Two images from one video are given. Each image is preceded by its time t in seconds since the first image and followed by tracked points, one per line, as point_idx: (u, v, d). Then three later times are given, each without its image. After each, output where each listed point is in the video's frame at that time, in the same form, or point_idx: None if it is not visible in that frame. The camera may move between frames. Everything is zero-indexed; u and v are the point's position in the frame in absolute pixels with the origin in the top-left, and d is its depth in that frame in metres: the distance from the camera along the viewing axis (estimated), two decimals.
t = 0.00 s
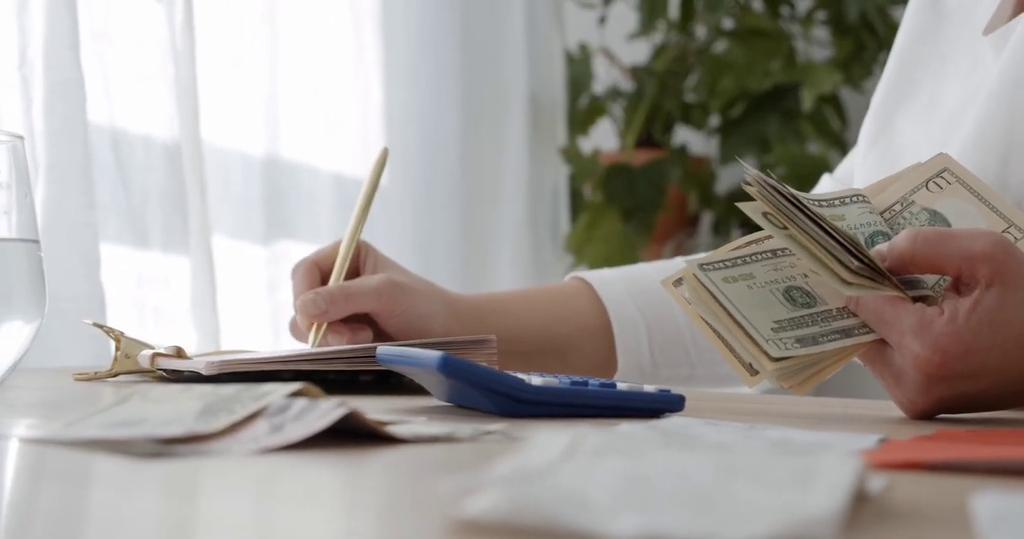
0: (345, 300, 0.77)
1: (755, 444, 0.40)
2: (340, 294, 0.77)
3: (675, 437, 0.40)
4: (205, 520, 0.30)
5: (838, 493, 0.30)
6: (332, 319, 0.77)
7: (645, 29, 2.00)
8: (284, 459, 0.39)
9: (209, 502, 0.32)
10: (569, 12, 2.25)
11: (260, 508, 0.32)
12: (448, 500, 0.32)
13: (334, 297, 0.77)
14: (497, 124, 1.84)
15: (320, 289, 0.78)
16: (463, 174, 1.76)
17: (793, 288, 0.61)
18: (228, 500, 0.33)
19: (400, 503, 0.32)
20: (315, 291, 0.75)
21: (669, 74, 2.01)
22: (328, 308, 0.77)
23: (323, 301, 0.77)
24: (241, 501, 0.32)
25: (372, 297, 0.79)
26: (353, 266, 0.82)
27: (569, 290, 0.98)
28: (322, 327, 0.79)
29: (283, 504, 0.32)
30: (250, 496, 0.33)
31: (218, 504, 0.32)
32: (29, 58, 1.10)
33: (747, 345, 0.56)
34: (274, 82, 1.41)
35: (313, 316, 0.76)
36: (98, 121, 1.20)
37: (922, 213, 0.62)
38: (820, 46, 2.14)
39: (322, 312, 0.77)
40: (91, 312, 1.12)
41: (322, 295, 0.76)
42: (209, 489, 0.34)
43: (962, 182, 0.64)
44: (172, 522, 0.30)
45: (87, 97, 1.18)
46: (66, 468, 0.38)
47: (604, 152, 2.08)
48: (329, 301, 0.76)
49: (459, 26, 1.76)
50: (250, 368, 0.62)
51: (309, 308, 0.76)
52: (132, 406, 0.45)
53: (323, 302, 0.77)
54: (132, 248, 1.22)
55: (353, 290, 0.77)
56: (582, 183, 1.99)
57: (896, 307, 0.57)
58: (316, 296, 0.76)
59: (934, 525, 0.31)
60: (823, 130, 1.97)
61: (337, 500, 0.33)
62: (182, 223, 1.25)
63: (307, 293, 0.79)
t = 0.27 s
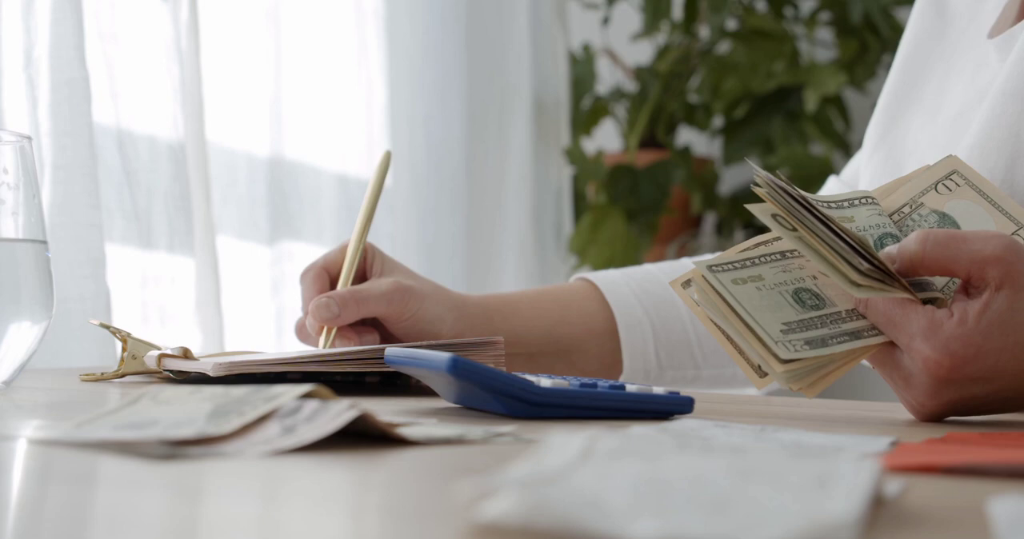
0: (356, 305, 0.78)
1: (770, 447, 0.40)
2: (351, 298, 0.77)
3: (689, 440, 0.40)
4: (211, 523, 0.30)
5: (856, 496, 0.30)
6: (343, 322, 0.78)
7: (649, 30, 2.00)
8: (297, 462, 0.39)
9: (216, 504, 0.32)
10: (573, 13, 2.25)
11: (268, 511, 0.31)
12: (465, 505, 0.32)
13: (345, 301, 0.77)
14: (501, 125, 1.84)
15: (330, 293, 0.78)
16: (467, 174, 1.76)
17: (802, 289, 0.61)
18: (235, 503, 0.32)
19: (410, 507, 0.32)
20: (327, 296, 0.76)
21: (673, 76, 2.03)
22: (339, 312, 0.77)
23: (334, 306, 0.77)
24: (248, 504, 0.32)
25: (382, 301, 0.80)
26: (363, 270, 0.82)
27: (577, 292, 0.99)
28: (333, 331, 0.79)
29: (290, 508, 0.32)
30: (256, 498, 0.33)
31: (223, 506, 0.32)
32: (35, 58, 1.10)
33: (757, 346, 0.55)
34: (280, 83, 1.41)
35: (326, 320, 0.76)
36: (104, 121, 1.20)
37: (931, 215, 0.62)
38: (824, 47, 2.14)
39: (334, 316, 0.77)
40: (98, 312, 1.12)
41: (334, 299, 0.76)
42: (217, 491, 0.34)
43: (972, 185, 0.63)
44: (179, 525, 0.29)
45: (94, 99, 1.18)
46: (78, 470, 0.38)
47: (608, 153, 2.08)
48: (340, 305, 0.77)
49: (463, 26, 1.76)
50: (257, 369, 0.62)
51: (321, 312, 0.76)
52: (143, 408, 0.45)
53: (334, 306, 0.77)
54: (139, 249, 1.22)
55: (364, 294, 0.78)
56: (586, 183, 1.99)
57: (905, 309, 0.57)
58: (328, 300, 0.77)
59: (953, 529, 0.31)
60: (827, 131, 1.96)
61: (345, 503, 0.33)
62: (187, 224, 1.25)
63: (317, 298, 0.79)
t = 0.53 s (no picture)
0: (364, 303, 0.78)
1: (786, 445, 0.40)
2: (359, 297, 0.78)
3: (706, 438, 0.39)
4: (222, 525, 0.29)
5: (878, 493, 0.30)
6: (351, 321, 0.78)
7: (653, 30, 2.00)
8: (312, 461, 0.39)
9: (225, 506, 0.32)
10: (577, 13, 2.25)
11: (279, 512, 0.31)
12: (484, 505, 0.32)
13: (353, 299, 0.77)
14: (505, 125, 1.84)
15: (338, 292, 0.79)
16: (471, 174, 1.76)
17: (814, 288, 0.60)
18: (247, 504, 0.32)
19: (424, 508, 0.32)
20: (336, 295, 0.76)
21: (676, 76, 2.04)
22: (347, 311, 0.77)
23: (342, 305, 0.77)
24: (259, 505, 0.32)
25: (390, 300, 0.80)
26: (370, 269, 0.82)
27: (584, 290, 0.98)
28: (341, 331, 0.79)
29: (302, 509, 0.32)
30: (265, 499, 0.33)
31: (233, 508, 0.32)
32: (43, 57, 1.10)
33: (768, 345, 0.55)
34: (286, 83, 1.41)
35: (334, 320, 0.77)
36: (111, 121, 1.20)
37: (942, 214, 0.62)
38: (828, 47, 2.14)
39: (342, 315, 0.77)
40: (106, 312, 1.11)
41: (342, 298, 0.76)
42: (225, 492, 0.34)
43: (983, 183, 0.63)
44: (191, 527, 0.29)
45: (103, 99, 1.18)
46: (93, 470, 0.37)
47: (612, 153, 2.08)
48: (348, 304, 0.77)
49: (466, 26, 1.76)
50: (267, 369, 0.62)
51: (330, 310, 0.76)
52: (156, 407, 0.45)
53: (342, 305, 0.77)
54: (147, 249, 1.22)
55: (372, 294, 0.78)
56: (589, 183, 1.99)
57: (916, 307, 0.57)
58: (336, 300, 0.77)
59: (974, 526, 0.31)
60: (830, 130, 1.97)
61: (357, 504, 0.32)
62: (194, 224, 1.26)
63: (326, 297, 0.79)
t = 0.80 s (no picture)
0: (369, 305, 0.78)
1: (800, 442, 0.40)
2: (365, 299, 0.78)
3: (720, 435, 0.39)
4: (229, 524, 0.29)
5: (895, 489, 0.30)
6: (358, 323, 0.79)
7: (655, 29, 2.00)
8: (326, 458, 0.39)
9: (228, 505, 0.31)
10: (579, 12, 2.25)
11: (283, 511, 0.31)
12: (504, 503, 0.32)
13: (359, 302, 0.78)
14: (508, 124, 1.84)
15: (345, 293, 0.79)
16: (474, 173, 1.76)
17: (822, 285, 0.60)
18: (251, 503, 0.32)
19: (433, 507, 0.31)
20: (342, 297, 0.76)
21: (678, 75, 2.03)
22: (353, 313, 0.78)
23: (348, 307, 0.78)
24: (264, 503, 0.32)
25: (396, 301, 0.80)
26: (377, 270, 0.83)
27: (591, 287, 0.98)
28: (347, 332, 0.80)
29: (307, 507, 0.31)
30: (269, 498, 0.32)
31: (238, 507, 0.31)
32: (50, 56, 1.10)
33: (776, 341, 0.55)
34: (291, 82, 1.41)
35: (341, 321, 0.77)
36: (119, 121, 1.20)
37: (950, 211, 0.62)
38: (830, 46, 2.14)
39: (347, 317, 0.78)
40: (114, 311, 1.11)
41: (348, 300, 0.76)
42: (228, 491, 0.33)
43: (992, 180, 0.63)
44: (196, 527, 0.29)
45: (110, 99, 1.18)
46: (109, 467, 0.37)
47: (614, 152, 2.08)
48: (354, 306, 0.77)
49: (469, 25, 1.76)
50: (276, 367, 0.62)
51: (336, 313, 0.77)
52: (168, 405, 0.45)
53: (348, 307, 0.78)
54: (154, 249, 1.22)
55: (378, 295, 0.79)
56: (592, 183, 1.99)
57: (925, 304, 0.57)
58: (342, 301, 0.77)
59: (991, 521, 0.31)
60: (832, 129, 1.96)
61: (362, 502, 0.32)
62: (201, 223, 1.25)
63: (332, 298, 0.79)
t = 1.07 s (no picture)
0: (377, 305, 0.78)
1: (814, 441, 0.40)
2: (372, 299, 0.78)
3: (734, 434, 0.39)
4: (231, 526, 0.29)
5: (914, 488, 0.30)
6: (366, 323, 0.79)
7: (658, 29, 2.00)
8: (340, 457, 0.39)
9: (229, 506, 0.31)
10: (582, 12, 2.25)
11: (284, 512, 0.30)
12: (520, 502, 0.32)
13: (366, 302, 0.78)
14: (511, 124, 1.84)
15: (352, 294, 0.79)
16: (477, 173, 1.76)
17: (832, 285, 0.60)
18: (252, 504, 0.31)
19: (436, 507, 0.31)
20: (349, 298, 0.76)
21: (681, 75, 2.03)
22: (360, 314, 0.78)
23: (355, 307, 0.78)
24: (266, 503, 0.31)
25: (403, 301, 0.80)
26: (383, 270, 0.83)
27: (597, 286, 0.98)
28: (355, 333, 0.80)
29: (308, 508, 0.31)
30: (270, 498, 0.32)
31: (240, 507, 0.31)
32: (58, 56, 1.09)
33: (786, 340, 0.55)
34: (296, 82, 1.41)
35: (348, 322, 0.77)
36: (128, 122, 1.21)
37: (959, 211, 0.62)
38: (832, 46, 2.14)
39: (355, 317, 0.78)
40: (122, 311, 1.11)
41: (355, 301, 0.76)
42: (226, 491, 0.33)
43: (1001, 180, 0.63)
44: (199, 528, 0.28)
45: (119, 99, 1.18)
46: (124, 466, 0.37)
47: (617, 152, 2.08)
48: (361, 306, 0.77)
49: (472, 25, 1.76)
50: (285, 367, 0.62)
51: (343, 314, 0.77)
52: (180, 404, 0.45)
53: (355, 307, 0.78)
54: (163, 249, 1.22)
55: (385, 295, 0.78)
56: (595, 182, 1.99)
57: (935, 304, 0.57)
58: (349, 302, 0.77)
59: (1009, 520, 0.31)
60: (834, 129, 1.97)
61: (363, 503, 0.32)
62: (211, 222, 1.25)
63: (339, 299, 0.79)
